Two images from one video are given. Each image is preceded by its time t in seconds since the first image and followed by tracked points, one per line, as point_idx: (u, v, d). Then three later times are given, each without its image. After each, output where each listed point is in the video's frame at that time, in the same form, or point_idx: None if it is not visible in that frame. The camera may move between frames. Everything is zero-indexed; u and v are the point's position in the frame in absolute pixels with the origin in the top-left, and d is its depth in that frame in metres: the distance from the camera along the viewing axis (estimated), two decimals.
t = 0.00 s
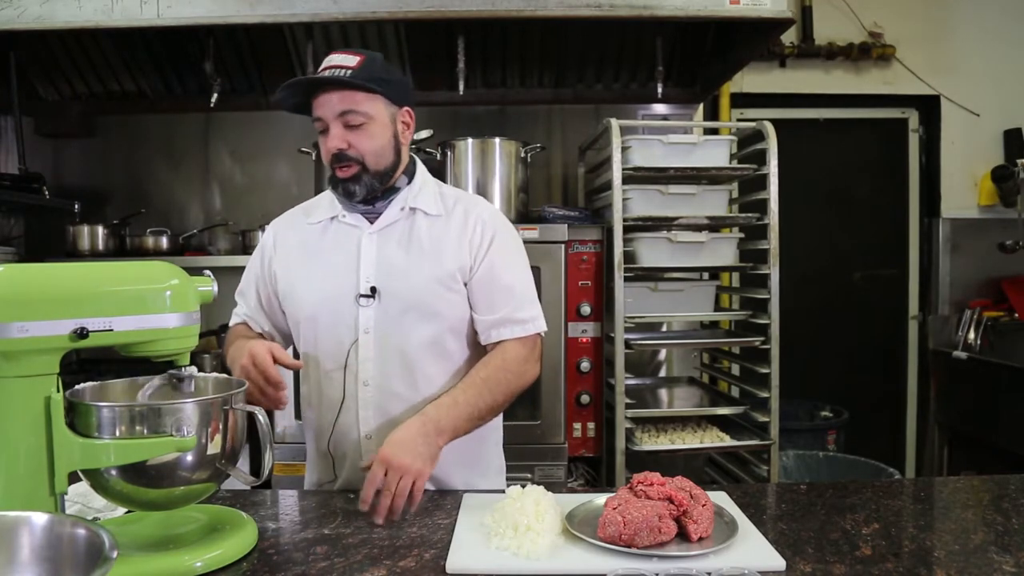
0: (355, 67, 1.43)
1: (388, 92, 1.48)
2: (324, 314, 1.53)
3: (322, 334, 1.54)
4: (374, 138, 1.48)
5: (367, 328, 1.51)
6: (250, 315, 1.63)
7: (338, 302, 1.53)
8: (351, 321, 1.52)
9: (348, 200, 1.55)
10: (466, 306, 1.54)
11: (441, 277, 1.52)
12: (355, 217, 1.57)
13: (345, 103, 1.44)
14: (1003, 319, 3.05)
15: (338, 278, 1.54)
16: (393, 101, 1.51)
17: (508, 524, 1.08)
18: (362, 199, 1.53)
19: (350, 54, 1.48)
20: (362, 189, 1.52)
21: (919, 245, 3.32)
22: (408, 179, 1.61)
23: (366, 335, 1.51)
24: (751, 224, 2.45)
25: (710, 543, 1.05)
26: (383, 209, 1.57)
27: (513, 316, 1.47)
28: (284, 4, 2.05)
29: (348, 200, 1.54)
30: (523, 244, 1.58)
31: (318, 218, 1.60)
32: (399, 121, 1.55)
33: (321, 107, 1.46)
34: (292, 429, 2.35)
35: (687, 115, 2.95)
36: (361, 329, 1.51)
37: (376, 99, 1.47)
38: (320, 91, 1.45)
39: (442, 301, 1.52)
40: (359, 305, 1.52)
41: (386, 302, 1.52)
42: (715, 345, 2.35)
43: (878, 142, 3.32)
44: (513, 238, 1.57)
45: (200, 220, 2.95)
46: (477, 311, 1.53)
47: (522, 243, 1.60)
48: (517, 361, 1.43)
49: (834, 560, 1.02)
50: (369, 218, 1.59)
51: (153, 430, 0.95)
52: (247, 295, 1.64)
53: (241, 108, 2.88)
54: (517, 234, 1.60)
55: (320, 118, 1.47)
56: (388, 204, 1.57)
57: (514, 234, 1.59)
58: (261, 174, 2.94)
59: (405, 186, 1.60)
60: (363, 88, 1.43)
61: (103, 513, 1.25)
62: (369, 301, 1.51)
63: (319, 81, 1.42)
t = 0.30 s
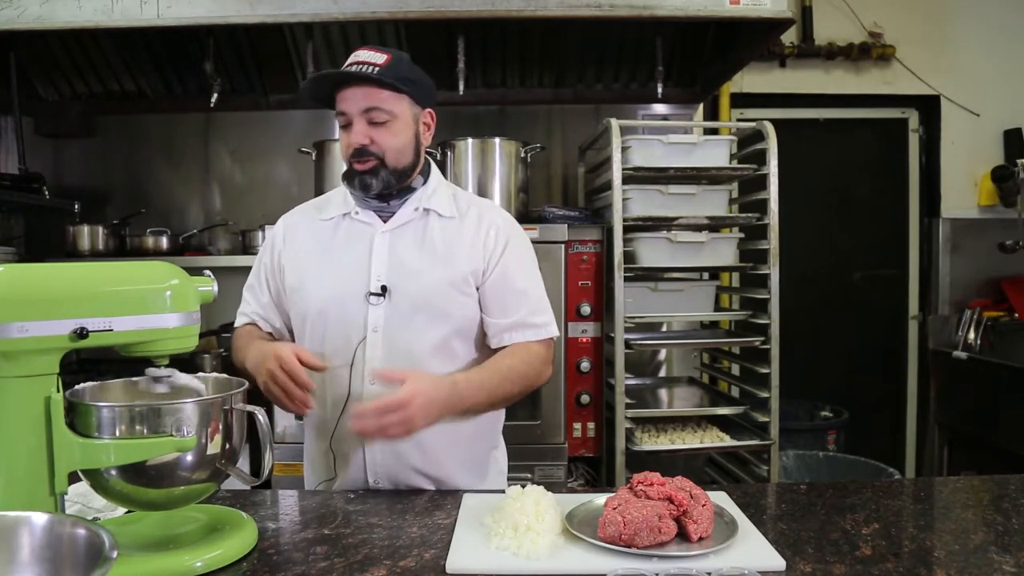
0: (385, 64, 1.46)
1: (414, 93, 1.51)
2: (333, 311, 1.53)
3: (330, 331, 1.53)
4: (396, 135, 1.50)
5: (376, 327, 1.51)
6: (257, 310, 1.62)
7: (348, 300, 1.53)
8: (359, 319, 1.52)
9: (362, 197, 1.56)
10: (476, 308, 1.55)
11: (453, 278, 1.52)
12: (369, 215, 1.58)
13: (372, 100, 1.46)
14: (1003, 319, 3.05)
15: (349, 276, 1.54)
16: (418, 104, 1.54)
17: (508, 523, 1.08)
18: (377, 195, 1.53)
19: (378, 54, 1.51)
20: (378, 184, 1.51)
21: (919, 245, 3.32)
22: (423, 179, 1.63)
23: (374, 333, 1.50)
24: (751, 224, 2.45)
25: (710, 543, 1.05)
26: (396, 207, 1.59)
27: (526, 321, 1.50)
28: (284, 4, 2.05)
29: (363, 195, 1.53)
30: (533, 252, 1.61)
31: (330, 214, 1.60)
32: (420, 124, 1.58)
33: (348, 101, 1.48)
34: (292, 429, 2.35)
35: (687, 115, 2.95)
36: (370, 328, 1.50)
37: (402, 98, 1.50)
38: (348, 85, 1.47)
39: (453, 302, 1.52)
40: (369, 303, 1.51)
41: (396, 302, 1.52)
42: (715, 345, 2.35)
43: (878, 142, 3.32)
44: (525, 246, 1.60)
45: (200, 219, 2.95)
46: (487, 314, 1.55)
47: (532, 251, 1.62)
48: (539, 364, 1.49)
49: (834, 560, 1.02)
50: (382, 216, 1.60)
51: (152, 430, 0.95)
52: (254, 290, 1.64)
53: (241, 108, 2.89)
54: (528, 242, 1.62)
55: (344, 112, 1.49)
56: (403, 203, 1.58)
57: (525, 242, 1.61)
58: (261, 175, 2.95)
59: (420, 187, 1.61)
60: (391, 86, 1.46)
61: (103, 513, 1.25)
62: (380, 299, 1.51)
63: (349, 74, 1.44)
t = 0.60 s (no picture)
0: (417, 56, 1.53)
1: (438, 89, 1.59)
2: (343, 308, 1.53)
3: (339, 331, 1.53)
4: (426, 125, 1.55)
5: (387, 324, 1.51)
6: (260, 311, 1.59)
7: (358, 298, 1.53)
8: (370, 316, 1.52)
9: (376, 189, 1.57)
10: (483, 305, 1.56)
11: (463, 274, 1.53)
12: (378, 212, 1.58)
13: (406, 87, 1.52)
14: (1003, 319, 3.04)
15: (359, 274, 1.54)
16: (439, 100, 1.61)
17: (508, 524, 1.08)
18: (403, 184, 1.55)
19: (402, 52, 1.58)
20: (408, 172, 1.54)
21: (919, 245, 3.32)
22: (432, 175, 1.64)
23: (385, 331, 1.50)
24: (751, 224, 2.45)
25: (710, 543, 1.05)
26: (408, 203, 1.59)
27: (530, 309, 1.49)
28: (284, 4, 2.05)
29: (390, 183, 1.54)
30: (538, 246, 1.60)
31: (338, 213, 1.60)
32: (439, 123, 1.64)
33: (380, 89, 1.52)
34: (292, 430, 2.34)
35: (688, 115, 2.95)
36: (381, 325, 1.51)
37: (430, 92, 1.57)
38: (382, 73, 1.53)
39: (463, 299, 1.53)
40: (380, 300, 1.52)
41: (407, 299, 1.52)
42: (715, 345, 2.35)
43: (878, 142, 3.32)
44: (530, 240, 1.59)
45: (200, 220, 2.95)
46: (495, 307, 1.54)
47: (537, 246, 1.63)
48: (553, 349, 1.43)
49: (834, 560, 1.02)
50: (391, 213, 1.60)
51: (152, 430, 0.95)
52: (258, 290, 1.61)
53: (241, 108, 2.89)
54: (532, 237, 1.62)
55: (376, 101, 1.53)
56: (413, 199, 1.59)
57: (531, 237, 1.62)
58: (261, 175, 2.95)
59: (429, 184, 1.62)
60: (424, 75, 1.54)
61: (103, 513, 1.25)
62: (390, 297, 1.52)
63: (386, 58, 1.50)
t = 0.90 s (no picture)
0: (428, 57, 1.53)
1: (448, 90, 1.59)
2: (348, 308, 1.53)
3: (344, 329, 1.53)
4: (437, 128, 1.55)
5: (390, 324, 1.51)
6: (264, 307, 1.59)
7: (362, 298, 1.53)
8: (374, 316, 1.52)
9: (384, 190, 1.57)
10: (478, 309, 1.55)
11: (465, 276, 1.53)
12: (386, 211, 1.58)
13: (418, 90, 1.52)
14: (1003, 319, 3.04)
15: (364, 273, 1.54)
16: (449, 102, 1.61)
17: (508, 524, 1.08)
18: (414, 188, 1.55)
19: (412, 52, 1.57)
20: (419, 176, 1.54)
21: (919, 245, 3.32)
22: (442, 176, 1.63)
23: (388, 331, 1.50)
24: (751, 224, 2.45)
25: (710, 543, 1.05)
26: (416, 204, 1.59)
27: (533, 313, 1.48)
28: (284, 4, 2.05)
29: (401, 186, 1.54)
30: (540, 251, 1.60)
31: (345, 211, 1.60)
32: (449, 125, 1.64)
33: (392, 91, 1.52)
34: (292, 430, 2.34)
35: (688, 115, 2.95)
36: (384, 326, 1.51)
37: (441, 93, 1.57)
38: (393, 75, 1.52)
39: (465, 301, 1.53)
40: (383, 301, 1.52)
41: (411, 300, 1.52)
42: (715, 345, 2.35)
43: (878, 141, 3.32)
44: (532, 245, 1.59)
45: (200, 220, 2.95)
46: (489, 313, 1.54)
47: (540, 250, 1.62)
48: (538, 362, 1.43)
49: (834, 560, 1.02)
50: (399, 213, 1.60)
51: (152, 430, 0.95)
52: (263, 284, 1.61)
53: (241, 108, 2.89)
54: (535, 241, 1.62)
55: (388, 103, 1.53)
56: (421, 200, 1.59)
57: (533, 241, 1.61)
58: (261, 175, 2.95)
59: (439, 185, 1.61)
60: (435, 78, 1.53)
61: (103, 513, 1.25)
62: (394, 297, 1.51)
63: (399, 60, 1.50)
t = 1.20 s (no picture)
0: (417, 68, 1.46)
1: (444, 96, 1.52)
2: (348, 310, 1.53)
3: (344, 331, 1.53)
4: (426, 141, 1.51)
5: (389, 327, 1.51)
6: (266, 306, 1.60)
7: (362, 300, 1.53)
8: (374, 319, 1.52)
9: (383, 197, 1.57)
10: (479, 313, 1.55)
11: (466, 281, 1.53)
12: (388, 215, 1.58)
13: (404, 104, 1.47)
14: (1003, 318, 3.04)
15: (365, 276, 1.54)
16: (447, 106, 1.55)
17: (508, 524, 1.08)
18: (406, 201, 1.55)
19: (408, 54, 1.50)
20: (409, 191, 1.54)
21: (919, 245, 3.32)
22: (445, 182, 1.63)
23: (387, 334, 1.50)
24: (751, 224, 2.45)
25: (710, 543, 1.05)
26: (417, 210, 1.59)
27: (532, 318, 1.49)
28: (284, 4, 2.05)
29: (392, 200, 1.55)
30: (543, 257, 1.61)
31: (348, 212, 1.60)
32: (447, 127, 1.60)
33: (379, 105, 1.48)
34: (292, 429, 2.34)
35: (688, 115, 2.95)
36: (384, 328, 1.50)
37: (433, 102, 1.51)
38: (381, 88, 1.47)
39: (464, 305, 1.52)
40: (384, 304, 1.51)
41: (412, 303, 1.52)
42: (715, 345, 2.35)
43: (878, 141, 3.32)
44: (534, 250, 1.60)
45: (200, 220, 2.95)
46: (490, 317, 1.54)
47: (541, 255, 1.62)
48: (536, 366, 1.44)
49: (834, 560, 1.02)
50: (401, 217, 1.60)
51: (152, 430, 0.95)
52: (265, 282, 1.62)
53: (241, 108, 2.89)
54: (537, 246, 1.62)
55: (376, 116, 1.49)
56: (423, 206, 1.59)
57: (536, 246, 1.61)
58: (261, 175, 2.95)
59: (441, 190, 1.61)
60: (424, 90, 1.47)
61: (103, 513, 1.25)
62: (394, 300, 1.51)
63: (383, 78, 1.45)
